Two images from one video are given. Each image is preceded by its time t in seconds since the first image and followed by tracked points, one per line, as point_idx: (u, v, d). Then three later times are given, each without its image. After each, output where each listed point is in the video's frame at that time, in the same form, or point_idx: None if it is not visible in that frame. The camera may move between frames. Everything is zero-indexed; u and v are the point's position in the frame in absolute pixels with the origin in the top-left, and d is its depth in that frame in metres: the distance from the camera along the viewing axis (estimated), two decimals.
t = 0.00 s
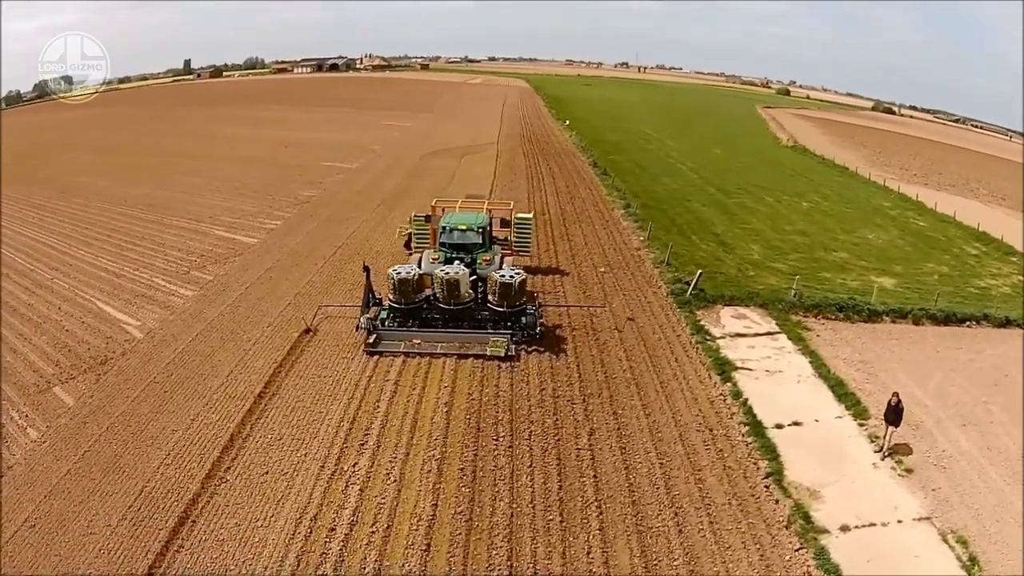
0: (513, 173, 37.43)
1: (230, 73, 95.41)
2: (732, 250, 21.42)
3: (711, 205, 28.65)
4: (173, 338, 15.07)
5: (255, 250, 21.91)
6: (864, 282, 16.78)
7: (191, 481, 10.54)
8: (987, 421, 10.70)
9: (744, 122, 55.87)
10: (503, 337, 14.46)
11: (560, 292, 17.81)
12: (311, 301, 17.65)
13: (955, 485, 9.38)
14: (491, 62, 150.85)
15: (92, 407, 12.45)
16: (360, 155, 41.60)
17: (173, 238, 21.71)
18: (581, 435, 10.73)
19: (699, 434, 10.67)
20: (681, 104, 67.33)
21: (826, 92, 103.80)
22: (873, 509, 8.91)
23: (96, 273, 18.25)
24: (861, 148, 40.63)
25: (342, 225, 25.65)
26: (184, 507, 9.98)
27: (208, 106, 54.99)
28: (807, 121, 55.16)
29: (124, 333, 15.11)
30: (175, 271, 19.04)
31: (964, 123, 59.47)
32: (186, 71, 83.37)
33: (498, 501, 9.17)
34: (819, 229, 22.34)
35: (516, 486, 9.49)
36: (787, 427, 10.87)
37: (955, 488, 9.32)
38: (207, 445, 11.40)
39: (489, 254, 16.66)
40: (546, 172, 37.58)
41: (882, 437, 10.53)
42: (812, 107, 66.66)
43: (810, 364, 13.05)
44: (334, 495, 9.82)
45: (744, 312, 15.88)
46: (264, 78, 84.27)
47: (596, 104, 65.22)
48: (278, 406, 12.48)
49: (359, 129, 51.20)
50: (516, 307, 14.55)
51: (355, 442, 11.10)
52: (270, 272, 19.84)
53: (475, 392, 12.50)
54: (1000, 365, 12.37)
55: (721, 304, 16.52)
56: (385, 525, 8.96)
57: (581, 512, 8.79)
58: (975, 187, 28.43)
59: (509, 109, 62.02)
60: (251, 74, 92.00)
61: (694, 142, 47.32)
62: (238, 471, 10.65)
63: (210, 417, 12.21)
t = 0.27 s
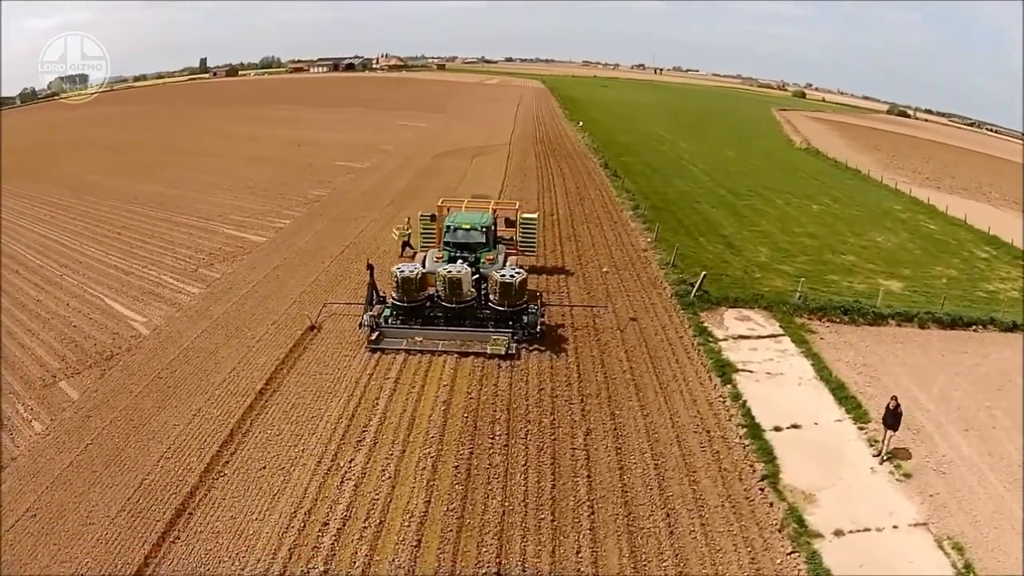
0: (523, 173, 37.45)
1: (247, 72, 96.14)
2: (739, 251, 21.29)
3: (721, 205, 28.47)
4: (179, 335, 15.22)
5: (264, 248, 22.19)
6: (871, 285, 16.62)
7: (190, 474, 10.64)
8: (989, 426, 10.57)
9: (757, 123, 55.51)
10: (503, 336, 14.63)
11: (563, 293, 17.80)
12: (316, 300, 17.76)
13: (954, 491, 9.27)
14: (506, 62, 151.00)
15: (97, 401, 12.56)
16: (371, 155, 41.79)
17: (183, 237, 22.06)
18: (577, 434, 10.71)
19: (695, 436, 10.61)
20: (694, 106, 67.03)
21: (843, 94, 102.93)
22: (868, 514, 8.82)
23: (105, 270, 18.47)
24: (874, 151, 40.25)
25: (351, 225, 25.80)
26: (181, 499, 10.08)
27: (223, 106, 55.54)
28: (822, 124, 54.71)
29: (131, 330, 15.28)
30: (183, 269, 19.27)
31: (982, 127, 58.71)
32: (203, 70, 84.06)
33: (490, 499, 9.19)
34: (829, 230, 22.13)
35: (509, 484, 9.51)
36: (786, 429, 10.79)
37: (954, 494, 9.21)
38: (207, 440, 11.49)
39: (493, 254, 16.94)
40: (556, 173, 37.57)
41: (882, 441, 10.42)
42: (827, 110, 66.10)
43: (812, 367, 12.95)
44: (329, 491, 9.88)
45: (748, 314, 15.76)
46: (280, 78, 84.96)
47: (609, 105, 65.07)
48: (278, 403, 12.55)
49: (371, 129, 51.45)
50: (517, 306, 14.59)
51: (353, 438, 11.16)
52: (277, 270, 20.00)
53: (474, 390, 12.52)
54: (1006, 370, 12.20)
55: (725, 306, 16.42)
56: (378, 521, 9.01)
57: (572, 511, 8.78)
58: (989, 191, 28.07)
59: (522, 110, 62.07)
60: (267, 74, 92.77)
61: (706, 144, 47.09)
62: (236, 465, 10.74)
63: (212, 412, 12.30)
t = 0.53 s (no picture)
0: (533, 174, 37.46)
1: (263, 71, 96.77)
2: (746, 253, 21.16)
3: (730, 206, 28.30)
4: (184, 331, 15.35)
5: (271, 247, 22.34)
6: (877, 288, 16.46)
7: (188, 467, 10.72)
8: (992, 432, 10.42)
9: (771, 126, 55.14)
10: (504, 334, 14.65)
11: (567, 294, 17.79)
12: (321, 298, 17.86)
13: (952, 497, 9.13)
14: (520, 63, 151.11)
15: (100, 395, 12.66)
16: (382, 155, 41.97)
17: (192, 235, 22.42)
18: (572, 434, 10.69)
19: (692, 438, 10.54)
20: (707, 108, 66.73)
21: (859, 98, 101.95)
22: (864, 519, 8.70)
23: (115, 267, 18.69)
24: (887, 155, 39.88)
25: (359, 225, 25.91)
26: (179, 492, 10.16)
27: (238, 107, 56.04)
28: (836, 127, 54.25)
29: (136, 326, 15.44)
30: (191, 267, 19.48)
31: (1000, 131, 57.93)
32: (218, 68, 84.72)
33: (482, 497, 9.21)
34: (837, 230, 21.91)
35: (502, 482, 9.52)
36: (784, 433, 10.69)
37: (952, 500, 9.07)
38: (206, 434, 11.58)
39: (495, 254, 17.22)
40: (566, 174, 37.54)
41: (881, 445, 10.29)
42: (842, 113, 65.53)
43: (813, 370, 12.82)
44: (323, 486, 9.94)
45: (752, 317, 15.64)
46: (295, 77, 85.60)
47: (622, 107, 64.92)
48: (279, 399, 12.62)
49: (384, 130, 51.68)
50: (519, 305, 14.67)
51: (350, 435, 11.21)
52: (283, 269, 20.13)
53: (472, 389, 12.54)
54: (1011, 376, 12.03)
55: (730, 308, 16.31)
56: (370, 517, 9.06)
57: (564, 511, 8.77)
58: (1003, 196, 27.71)
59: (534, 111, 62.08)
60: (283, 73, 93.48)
61: (718, 146, 46.86)
62: (234, 459, 10.82)
63: (212, 407, 12.38)
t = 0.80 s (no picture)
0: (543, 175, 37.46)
1: (281, 71, 97.55)
2: (753, 254, 20.98)
3: (740, 208, 28.11)
4: (189, 328, 15.49)
5: (279, 246, 22.50)
6: (884, 290, 16.27)
7: (187, 461, 10.83)
8: (994, 437, 10.28)
9: (785, 128, 54.74)
10: (506, 333, 14.72)
11: (571, 295, 17.78)
12: (326, 296, 17.95)
13: (951, 504, 9.00)
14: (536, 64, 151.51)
15: (104, 389, 12.81)
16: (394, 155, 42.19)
17: (202, 233, 22.81)
18: (569, 434, 10.68)
19: (689, 439, 10.48)
20: (722, 110, 66.32)
21: (876, 100, 100.92)
22: (859, 525, 8.59)
23: (125, 264, 18.94)
24: (902, 158, 39.45)
25: (368, 224, 26.01)
26: (177, 485, 10.26)
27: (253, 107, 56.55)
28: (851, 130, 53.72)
29: (143, 322, 15.61)
30: (199, 265, 19.69)
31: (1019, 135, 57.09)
32: (235, 67, 85.41)
33: (475, 495, 9.23)
34: (847, 232, 21.67)
35: (496, 481, 9.53)
36: (782, 436, 10.59)
37: (951, 507, 8.94)
38: (206, 428, 11.68)
39: (500, 253, 17.40)
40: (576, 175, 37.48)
41: (881, 450, 10.17)
42: (858, 116, 64.89)
43: (816, 373, 12.69)
44: (319, 482, 10.01)
45: (756, 319, 15.50)
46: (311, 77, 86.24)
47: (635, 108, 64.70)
48: (279, 395, 12.70)
49: (396, 129, 51.90)
50: (520, 304, 14.84)
51: (347, 432, 11.27)
52: (290, 267, 20.27)
53: (472, 388, 12.55)
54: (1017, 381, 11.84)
55: (734, 309, 16.20)
56: (363, 514, 9.11)
57: (555, 510, 8.76)
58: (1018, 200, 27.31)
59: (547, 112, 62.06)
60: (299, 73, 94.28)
61: (731, 147, 46.57)
62: (232, 454, 10.91)
63: (214, 403, 12.48)
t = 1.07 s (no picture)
0: (553, 175, 37.42)
1: (298, 69, 98.36)
2: (761, 254, 20.80)
3: (749, 209, 27.88)
4: (194, 323, 15.63)
5: (288, 243, 22.64)
6: (892, 293, 16.08)
7: (186, 453, 10.94)
8: (996, 443, 10.20)
9: (799, 130, 54.26)
10: (507, 331, 14.83)
11: (575, 294, 17.76)
12: (331, 293, 18.05)
13: (949, 510, 8.88)
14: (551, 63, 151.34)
15: (109, 383, 12.96)
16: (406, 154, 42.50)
17: (212, 230, 23.03)
18: (564, 433, 10.67)
19: (686, 440, 10.42)
20: (737, 111, 65.86)
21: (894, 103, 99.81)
22: (854, 529, 8.49)
23: (134, 260, 19.16)
24: (917, 160, 38.98)
25: (376, 223, 26.10)
26: (175, 476, 10.37)
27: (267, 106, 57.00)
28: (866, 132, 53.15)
29: (149, 317, 15.78)
30: (207, 261, 19.88)
31: None
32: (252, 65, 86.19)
33: (468, 492, 9.25)
34: (857, 234, 21.42)
35: (489, 478, 9.55)
36: (780, 438, 10.49)
37: (948, 513, 8.83)
38: (206, 422, 11.78)
39: (504, 251, 17.54)
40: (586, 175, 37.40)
41: (881, 454, 10.04)
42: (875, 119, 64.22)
43: (818, 376, 12.56)
44: (314, 477, 10.07)
45: (761, 320, 15.36)
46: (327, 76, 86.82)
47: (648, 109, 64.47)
48: (280, 390, 12.79)
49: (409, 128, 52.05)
50: (522, 302, 14.93)
51: (345, 428, 11.33)
52: (297, 264, 20.40)
53: (471, 385, 12.56)
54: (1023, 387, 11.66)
55: (739, 311, 16.06)
56: (355, 509, 9.16)
57: (547, 508, 8.76)
58: None
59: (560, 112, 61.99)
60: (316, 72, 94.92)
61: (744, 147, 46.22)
62: (230, 448, 11.01)
63: (215, 397, 12.59)
